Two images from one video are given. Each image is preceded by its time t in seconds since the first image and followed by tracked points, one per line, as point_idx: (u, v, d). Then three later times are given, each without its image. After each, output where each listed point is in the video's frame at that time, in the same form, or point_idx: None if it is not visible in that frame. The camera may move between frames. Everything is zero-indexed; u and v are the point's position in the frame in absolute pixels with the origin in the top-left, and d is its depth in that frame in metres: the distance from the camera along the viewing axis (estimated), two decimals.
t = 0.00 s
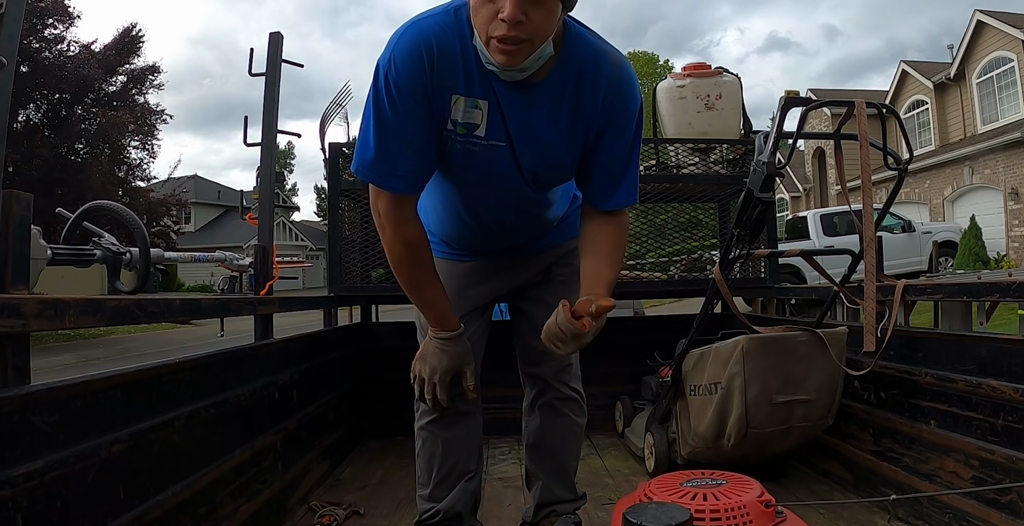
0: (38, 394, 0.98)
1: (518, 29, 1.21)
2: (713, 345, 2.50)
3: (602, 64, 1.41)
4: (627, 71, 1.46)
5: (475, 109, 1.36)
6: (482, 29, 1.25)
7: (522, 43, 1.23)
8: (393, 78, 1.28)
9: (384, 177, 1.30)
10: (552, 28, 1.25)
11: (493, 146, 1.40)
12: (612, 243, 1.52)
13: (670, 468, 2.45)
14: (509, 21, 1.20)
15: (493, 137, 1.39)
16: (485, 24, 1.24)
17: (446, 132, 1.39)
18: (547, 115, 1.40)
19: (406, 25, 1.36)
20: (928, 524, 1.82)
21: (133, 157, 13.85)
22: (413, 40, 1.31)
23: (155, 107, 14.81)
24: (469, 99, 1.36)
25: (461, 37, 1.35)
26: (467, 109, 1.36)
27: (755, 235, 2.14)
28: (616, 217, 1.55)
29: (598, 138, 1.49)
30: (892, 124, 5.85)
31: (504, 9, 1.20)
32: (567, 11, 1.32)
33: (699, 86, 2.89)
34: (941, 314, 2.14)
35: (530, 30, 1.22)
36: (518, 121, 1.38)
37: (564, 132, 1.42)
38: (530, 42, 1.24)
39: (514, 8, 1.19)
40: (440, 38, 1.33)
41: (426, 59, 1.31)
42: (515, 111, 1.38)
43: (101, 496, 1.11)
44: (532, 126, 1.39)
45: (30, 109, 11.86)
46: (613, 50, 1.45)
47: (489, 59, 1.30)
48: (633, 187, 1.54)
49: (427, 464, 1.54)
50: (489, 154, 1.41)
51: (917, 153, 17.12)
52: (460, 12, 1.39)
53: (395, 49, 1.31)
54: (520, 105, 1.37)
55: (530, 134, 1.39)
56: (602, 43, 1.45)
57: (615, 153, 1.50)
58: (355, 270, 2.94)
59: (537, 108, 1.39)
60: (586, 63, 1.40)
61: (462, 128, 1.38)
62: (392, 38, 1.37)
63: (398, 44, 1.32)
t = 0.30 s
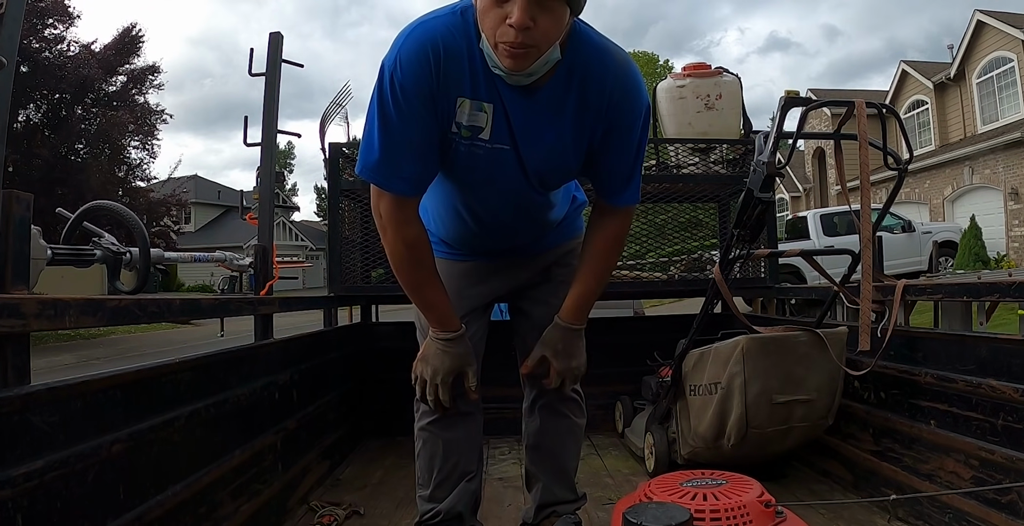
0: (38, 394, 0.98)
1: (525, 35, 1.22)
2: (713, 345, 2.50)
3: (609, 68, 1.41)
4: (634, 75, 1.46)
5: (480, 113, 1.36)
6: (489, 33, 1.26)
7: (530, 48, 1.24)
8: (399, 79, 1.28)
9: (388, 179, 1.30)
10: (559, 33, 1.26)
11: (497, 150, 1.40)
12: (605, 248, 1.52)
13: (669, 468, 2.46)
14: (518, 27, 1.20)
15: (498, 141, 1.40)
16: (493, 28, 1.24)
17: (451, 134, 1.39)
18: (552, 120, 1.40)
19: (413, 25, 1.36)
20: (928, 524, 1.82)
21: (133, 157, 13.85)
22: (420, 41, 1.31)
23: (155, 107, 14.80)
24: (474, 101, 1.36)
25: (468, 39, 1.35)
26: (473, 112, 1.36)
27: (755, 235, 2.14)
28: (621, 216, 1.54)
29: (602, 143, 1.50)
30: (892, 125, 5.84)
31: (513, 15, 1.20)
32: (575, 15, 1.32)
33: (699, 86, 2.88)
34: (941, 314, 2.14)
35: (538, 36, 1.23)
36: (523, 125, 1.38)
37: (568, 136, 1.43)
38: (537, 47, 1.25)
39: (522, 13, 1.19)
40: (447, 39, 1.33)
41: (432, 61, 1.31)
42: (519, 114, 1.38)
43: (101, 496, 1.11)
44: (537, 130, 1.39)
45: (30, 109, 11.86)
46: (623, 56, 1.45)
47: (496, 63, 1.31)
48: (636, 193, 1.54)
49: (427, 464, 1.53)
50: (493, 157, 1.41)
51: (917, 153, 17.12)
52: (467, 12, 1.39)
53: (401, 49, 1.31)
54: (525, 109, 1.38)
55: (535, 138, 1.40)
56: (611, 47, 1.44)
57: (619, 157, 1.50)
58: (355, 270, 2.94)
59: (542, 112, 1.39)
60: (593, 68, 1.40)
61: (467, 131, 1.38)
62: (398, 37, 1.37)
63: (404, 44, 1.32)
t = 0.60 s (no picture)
0: (38, 394, 0.98)
1: (550, 59, 1.22)
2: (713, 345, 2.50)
3: (622, 90, 1.43)
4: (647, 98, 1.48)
5: (493, 128, 1.37)
6: (513, 55, 1.25)
7: (554, 72, 1.24)
8: (414, 91, 1.28)
9: (395, 189, 1.31)
10: (583, 56, 1.26)
11: (508, 164, 1.41)
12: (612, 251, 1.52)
13: (669, 468, 2.46)
14: (544, 52, 1.20)
15: (508, 155, 1.40)
16: (517, 50, 1.24)
17: (462, 146, 1.40)
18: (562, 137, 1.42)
19: (432, 34, 1.36)
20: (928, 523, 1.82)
21: (133, 157, 13.85)
22: (439, 53, 1.31)
23: (155, 107, 14.80)
24: (488, 117, 1.36)
25: (486, 53, 1.35)
26: (486, 127, 1.37)
27: (755, 235, 2.14)
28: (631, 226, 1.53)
29: (609, 162, 1.52)
30: (892, 125, 5.85)
31: (539, 40, 1.20)
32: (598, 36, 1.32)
33: (699, 86, 2.88)
34: (941, 314, 2.14)
35: (563, 59, 1.22)
36: (534, 141, 1.40)
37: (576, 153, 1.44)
38: (560, 71, 1.25)
39: (549, 39, 1.19)
40: (466, 52, 1.33)
41: (450, 73, 1.31)
42: (529, 129, 1.39)
43: (101, 497, 1.11)
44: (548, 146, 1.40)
45: (30, 109, 11.86)
46: (631, 62, 1.46)
47: (517, 83, 1.31)
48: (641, 206, 1.53)
49: (423, 464, 1.53)
50: (503, 171, 1.42)
51: (917, 153, 17.12)
52: (485, 25, 1.40)
53: (418, 59, 1.30)
54: (537, 125, 1.39)
55: (545, 153, 1.41)
56: (627, 67, 1.45)
57: (626, 177, 1.52)
58: (356, 270, 2.94)
59: (554, 127, 1.41)
60: (608, 89, 1.42)
61: (479, 145, 1.39)
62: (415, 45, 1.36)
63: (422, 53, 1.31)
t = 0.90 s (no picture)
0: (38, 394, 0.98)
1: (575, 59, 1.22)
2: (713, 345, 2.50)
3: (637, 92, 1.43)
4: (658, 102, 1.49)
5: (511, 125, 1.36)
6: (536, 55, 1.25)
7: (578, 71, 1.24)
8: (434, 87, 1.26)
9: (411, 185, 1.30)
10: (605, 55, 1.26)
11: (523, 163, 1.41)
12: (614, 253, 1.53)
13: (669, 468, 2.46)
14: (569, 52, 1.20)
15: (523, 154, 1.40)
16: (541, 50, 1.24)
17: (477, 144, 1.39)
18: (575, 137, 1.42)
19: (453, 29, 1.34)
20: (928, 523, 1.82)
21: (133, 157, 13.85)
22: (461, 47, 1.29)
23: (155, 107, 14.80)
24: (506, 114, 1.35)
25: (507, 51, 1.34)
26: (504, 124, 1.36)
27: (755, 235, 2.14)
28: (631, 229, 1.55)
29: (619, 163, 1.53)
30: (892, 125, 5.85)
31: (565, 40, 1.20)
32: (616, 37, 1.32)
33: (699, 86, 2.87)
34: (941, 314, 2.14)
35: (587, 59, 1.23)
36: (549, 140, 1.39)
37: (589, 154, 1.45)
38: (584, 70, 1.25)
39: (575, 38, 1.19)
40: (489, 49, 1.31)
41: (472, 69, 1.29)
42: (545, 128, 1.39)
43: (100, 497, 1.11)
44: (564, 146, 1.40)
45: (30, 109, 11.86)
46: (643, 63, 1.47)
47: (537, 83, 1.31)
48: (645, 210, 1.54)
49: (423, 467, 1.53)
50: (517, 170, 1.42)
51: (917, 153, 17.12)
52: (505, 22, 1.39)
53: (439, 52, 1.28)
54: (553, 125, 1.39)
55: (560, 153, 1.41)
56: (643, 71, 1.46)
57: (636, 179, 1.53)
58: (356, 270, 2.94)
59: (568, 127, 1.41)
60: (625, 92, 1.42)
61: (496, 143, 1.37)
62: (434, 38, 1.35)
63: (443, 47, 1.29)
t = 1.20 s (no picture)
0: (38, 394, 0.98)
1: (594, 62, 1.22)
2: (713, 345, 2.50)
3: (645, 91, 1.45)
4: (662, 102, 1.52)
5: (523, 122, 1.36)
6: (555, 55, 1.25)
7: (596, 74, 1.25)
8: (451, 80, 1.25)
9: (428, 181, 1.28)
10: (623, 59, 1.27)
11: (533, 160, 1.41)
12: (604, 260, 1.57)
13: (669, 468, 2.46)
14: (590, 56, 1.20)
15: (534, 151, 1.40)
16: (561, 51, 1.23)
17: (489, 140, 1.38)
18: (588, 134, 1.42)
19: (467, 22, 1.32)
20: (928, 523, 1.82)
21: (133, 157, 13.85)
22: (476, 41, 1.28)
23: (155, 107, 14.80)
24: (519, 110, 1.35)
25: (519, 48, 1.33)
26: (516, 121, 1.35)
27: (755, 235, 2.14)
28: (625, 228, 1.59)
29: (627, 162, 1.54)
30: (892, 124, 5.85)
31: (587, 44, 1.20)
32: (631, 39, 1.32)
33: (699, 86, 2.87)
34: (941, 314, 2.14)
35: (607, 62, 1.23)
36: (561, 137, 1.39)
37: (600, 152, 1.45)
38: (601, 73, 1.25)
39: (597, 43, 1.19)
40: (503, 44, 1.31)
41: (488, 64, 1.28)
42: (557, 126, 1.39)
43: (101, 497, 1.11)
44: (574, 143, 1.41)
45: (30, 109, 11.86)
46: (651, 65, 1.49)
47: (552, 83, 1.30)
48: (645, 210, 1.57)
49: (430, 470, 1.52)
50: (527, 167, 1.42)
51: (917, 153, 17.12)
52: (518, 18, 1.38)
53: (455, 46, 1.27)
54: (564, 122, 1.39)
55: (570, 151, 1.41)
56: (650, 71, 1.48)
57: (640, 179, 1.55)
58: (356, 270, 2.94)
59: (580, 125, 1.40)
60: (636, 92, 1.43)
61: (507, 139, 1.37)
62: (447, 31, 1.33)
63: (458, 40, 1.28)
